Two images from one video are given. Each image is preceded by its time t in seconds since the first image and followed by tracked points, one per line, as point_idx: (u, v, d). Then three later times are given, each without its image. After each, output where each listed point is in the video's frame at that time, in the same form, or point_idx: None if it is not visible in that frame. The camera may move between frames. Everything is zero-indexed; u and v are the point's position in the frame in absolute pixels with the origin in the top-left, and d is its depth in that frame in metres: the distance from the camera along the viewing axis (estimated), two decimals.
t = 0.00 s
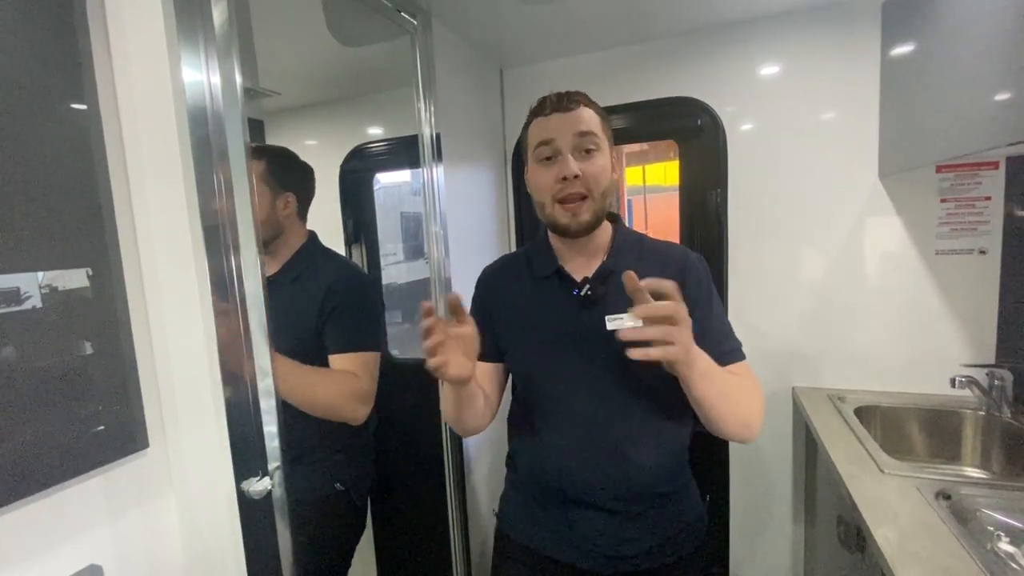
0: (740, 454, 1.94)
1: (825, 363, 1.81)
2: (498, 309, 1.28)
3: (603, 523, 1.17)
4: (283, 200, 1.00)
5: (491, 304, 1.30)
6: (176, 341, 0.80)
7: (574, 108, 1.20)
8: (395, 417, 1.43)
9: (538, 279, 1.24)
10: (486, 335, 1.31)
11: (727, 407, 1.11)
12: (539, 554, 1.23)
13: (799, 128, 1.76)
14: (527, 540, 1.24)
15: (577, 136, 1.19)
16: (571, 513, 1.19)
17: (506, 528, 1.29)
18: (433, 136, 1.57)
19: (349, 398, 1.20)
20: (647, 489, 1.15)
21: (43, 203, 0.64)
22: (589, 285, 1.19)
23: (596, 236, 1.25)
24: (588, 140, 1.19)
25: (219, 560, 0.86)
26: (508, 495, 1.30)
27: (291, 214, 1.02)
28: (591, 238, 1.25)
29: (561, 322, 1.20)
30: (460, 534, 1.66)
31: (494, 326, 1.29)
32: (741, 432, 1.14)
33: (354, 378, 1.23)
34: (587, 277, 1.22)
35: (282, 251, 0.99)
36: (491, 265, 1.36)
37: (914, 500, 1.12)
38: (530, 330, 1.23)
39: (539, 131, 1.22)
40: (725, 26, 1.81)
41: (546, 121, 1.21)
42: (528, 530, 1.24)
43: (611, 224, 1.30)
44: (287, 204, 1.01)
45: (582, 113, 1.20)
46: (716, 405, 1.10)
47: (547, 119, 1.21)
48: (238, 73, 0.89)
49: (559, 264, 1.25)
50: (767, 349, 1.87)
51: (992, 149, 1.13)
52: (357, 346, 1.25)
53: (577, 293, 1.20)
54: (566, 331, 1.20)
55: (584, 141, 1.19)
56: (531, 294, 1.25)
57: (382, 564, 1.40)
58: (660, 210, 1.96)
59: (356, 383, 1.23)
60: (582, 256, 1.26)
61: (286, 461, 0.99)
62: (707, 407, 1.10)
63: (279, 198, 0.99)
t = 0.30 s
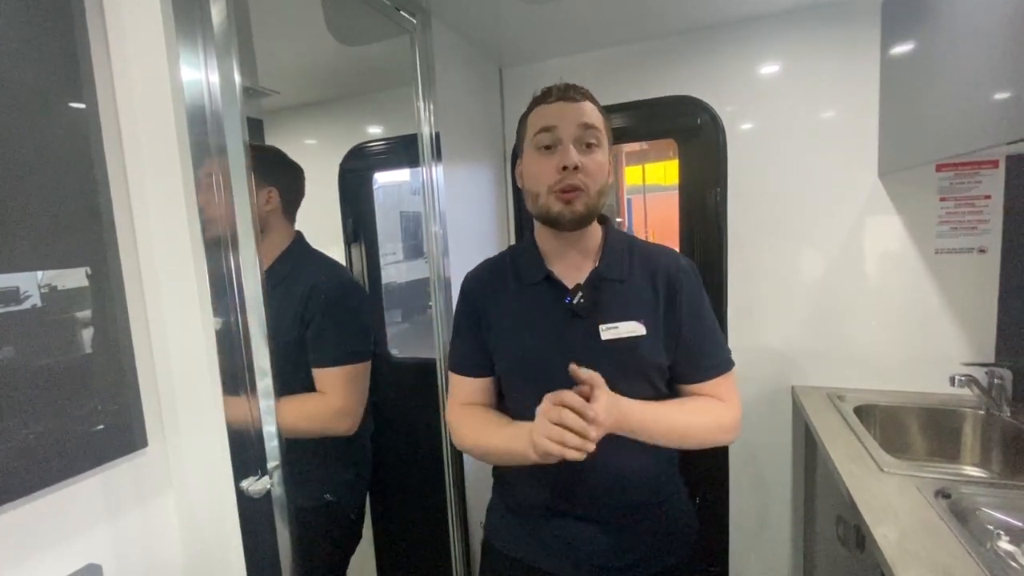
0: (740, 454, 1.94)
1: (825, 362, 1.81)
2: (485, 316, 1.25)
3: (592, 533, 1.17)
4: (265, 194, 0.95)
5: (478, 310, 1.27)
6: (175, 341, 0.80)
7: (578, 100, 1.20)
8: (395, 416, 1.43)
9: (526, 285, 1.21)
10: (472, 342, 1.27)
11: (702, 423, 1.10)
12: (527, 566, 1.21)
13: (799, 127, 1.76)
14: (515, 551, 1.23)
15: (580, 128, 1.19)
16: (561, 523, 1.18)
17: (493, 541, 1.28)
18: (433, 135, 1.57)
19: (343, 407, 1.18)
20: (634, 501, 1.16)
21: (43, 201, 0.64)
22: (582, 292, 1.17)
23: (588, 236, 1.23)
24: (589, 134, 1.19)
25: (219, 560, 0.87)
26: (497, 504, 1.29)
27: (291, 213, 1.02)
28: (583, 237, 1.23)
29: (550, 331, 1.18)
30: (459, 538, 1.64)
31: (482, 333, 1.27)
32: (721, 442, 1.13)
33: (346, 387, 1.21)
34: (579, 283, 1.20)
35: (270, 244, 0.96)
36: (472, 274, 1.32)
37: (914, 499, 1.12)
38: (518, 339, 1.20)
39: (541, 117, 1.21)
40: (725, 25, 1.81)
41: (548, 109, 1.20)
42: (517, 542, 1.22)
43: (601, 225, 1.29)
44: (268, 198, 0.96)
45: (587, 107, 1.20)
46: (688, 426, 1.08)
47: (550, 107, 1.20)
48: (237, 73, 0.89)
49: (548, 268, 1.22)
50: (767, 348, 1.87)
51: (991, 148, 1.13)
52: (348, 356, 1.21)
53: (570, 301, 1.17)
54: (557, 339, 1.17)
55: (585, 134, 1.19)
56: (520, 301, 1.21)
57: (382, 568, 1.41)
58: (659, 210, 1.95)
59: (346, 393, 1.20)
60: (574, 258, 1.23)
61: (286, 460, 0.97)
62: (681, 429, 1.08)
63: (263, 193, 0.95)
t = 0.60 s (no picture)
0: (740, 454, 1.94)
1: (824, 363, 1.81)
2: (483, 317, 1.23)
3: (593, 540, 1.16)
4: (257, 196, 0.94)
5: (476, 311, 1.25)
6: (175, 341, 0.80)
7: (571, 102, 1.18)
8: (394, 416, 1.43)
9: (527, 286, 1.20)
10: (469, 344, 1.25)
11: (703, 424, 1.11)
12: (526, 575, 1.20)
13: (799, 126, 1.76)
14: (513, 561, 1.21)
15: (574, 132, 1.17)
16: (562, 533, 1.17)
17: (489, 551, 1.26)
18: (432, 135, 1.57)
19: (332, 408, 1.16)
20: (636, 505, 1.16)
21: (41, 201, 0.64)
22: (586, 293, 1.17)
23: (587, 239, 1.23)
24: (584, 137, 1.18)
25: (217, 562, 0.86)
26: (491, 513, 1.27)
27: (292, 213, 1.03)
28: (582, 243, 1.22)
29: (554, 331, 1.17)
30: (460, 551, 1.66)
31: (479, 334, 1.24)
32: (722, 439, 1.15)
33: (336, 390, 1.18)
34: (581, 284, 1.19)
35: (265, 245, 0.94)
36: (469, 274, 1.29)
37: (913, 499, 1.12)
38: (520, 340, 1.19)
39: (535, 122, 1.19)
40: (725, 24, 1.80)
41: (542, 114, 1.19)
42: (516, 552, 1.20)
43: (601, 226, 1.28)
44: (262, 202, 0.95)
45: (580, 108, 1.18)
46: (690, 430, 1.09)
47: (543, 112, 1.19)
48: (235, 73, 0.88)
49: (550, 269, 1.21)
50: (767, 348, 1.87)
51: (990, 147, 1.13)
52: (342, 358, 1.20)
53: (574, 302, 1.17)
54: (560, 340, 1.17)
55: (580, 137, 1.17)
56: (520, 302, 1.20)
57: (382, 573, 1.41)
58: (658, 210, 1.95)
59: (336, 394, 1.18)
60: (574, 263, 1.23)
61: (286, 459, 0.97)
62: (684, 433, 1.08)
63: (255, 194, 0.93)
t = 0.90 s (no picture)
0: (739, 454, 1.94)
1: (824, 363, 1.81)
2: (495, 313, 1.23)
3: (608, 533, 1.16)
4: (257, 196, 0.93)
5: (487, 307, 1.23)
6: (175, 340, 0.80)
7: (578, 97, 1.18)
8: (393, 417, 1.43)
9: (537, 282, 1.20)
10: (480, 343, 1.23)
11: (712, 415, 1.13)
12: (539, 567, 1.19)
13: (799, 126, 1.76)
14: (526, 555, 1.20)
15: (581, 126, 1.17)
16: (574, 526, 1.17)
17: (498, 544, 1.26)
18: (432, 134, 1.57)
19: (326, 403, 1.15)
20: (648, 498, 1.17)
21: (39, 201, 0.64)
22: (597, 288, 1.17)
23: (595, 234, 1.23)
24: (591, 131, 1.18)
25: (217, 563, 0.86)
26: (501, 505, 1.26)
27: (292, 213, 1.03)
28: (589, 241, 1.23)
29: (565, 327, 1.17)
30: (460, 549, 1.66)
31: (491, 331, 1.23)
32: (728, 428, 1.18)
33: (329, 384, 1.16)
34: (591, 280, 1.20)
35: (264, 244, 0.94)
36: (478, 271, 1.28)
37: (913, 498, 1.12)
38: (532, 336, 1.18)
39: (542, 116, 1.19)
40: (724, 23, 1.80)
41: (548, 108, 1.18)
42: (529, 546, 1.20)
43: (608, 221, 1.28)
44: (260, 200, 0.94)
45: (588, 103, 1.18)
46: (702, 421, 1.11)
47: (549, 107, 1.19)
48: (233, 72, 0.88)
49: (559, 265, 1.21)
50: (767, 348, 1.87)
51: (992, 146, 1.13)
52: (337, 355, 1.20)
53: (584, 297, 1.17)
54: (571, 335, 1.17)
55: (587, 132, 1.17)
56: (531, 298, 1.20)
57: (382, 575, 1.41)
58: (657, 210, 1.95)
59: (329, 389, 1.16)
60: (581, 259, 1.24)
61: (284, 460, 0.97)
62: (707, 416, 1.12)
63: (254, 193, 0.93)
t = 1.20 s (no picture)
0: (739, 454, 1.94)
1: (825, 362, 1.81)
2: (513, 306, 1.24)
3: (619, 515, 1.18)
4: (266, 195, 0.94)
5: (503, 300, 1.26)
6: (175, 340, 0.80)
7: (592, 93, 1.20)
8: (393, 417, 1.43)
9: (552, 276, 1.21)
10: (496, 337, 1.26)
11: (725, 412, 1.12)
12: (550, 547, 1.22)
13: (798, 126, 1.76)
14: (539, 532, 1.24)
15: (596, 121, 1.18)
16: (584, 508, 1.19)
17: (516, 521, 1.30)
18: (431, 134, 1.56)
19: (337, 390, 1.19)
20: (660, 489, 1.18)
21: (38, 202, 0.63)
22: (611, 282, 1.17)
23: (611, 227, 1.24)
24: (606, 126, 1.19)
25: (217, 562, 0.86)
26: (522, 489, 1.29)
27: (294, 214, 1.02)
28: (605, 229, 1.23)
29: (580, 320, 1.18)
30: (460, 544, 1.65)
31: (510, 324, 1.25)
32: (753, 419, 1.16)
33: (340, 371, 1.20)
34: (606, 275, 1.20)
35: (271, 242, 0.94)
36: (495, 267, 1.30)
37: (913, 497, 1.11)
38: (548, 329, 1.19)
39: (557, 113, 1.21)
40: (725, 23, 1.80)
41: (563, 106, 1.20)
42: (543, 523, 1.23)
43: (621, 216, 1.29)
44: (270, 199, 0.95)
45: (601, 99, 1.20)
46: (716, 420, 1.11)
47: (565, 104, 1.20)
48: (233, 72, 0.87)
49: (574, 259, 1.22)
50: (767, 348, 1.87)
51: (992, 145, 1.13)
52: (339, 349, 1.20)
53: (599, 291, 1.17)
54: (586, 329, 1.18)
55: (602, 126, 1.19)
56: (543, 293, 1.21)
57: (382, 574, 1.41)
58: (657, 210, 1.95)
59: (340, 375, 1.20)
60: (597, 251, 1.24)
61: (284, 460, 0.95)
62: (752, 403, 1.15)
63: (264, 191, 0.94)
